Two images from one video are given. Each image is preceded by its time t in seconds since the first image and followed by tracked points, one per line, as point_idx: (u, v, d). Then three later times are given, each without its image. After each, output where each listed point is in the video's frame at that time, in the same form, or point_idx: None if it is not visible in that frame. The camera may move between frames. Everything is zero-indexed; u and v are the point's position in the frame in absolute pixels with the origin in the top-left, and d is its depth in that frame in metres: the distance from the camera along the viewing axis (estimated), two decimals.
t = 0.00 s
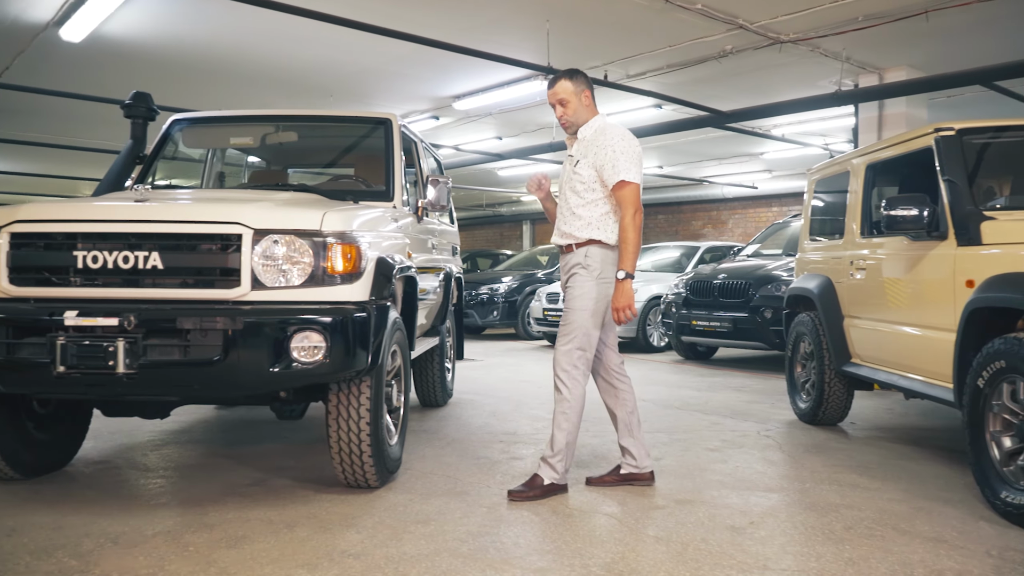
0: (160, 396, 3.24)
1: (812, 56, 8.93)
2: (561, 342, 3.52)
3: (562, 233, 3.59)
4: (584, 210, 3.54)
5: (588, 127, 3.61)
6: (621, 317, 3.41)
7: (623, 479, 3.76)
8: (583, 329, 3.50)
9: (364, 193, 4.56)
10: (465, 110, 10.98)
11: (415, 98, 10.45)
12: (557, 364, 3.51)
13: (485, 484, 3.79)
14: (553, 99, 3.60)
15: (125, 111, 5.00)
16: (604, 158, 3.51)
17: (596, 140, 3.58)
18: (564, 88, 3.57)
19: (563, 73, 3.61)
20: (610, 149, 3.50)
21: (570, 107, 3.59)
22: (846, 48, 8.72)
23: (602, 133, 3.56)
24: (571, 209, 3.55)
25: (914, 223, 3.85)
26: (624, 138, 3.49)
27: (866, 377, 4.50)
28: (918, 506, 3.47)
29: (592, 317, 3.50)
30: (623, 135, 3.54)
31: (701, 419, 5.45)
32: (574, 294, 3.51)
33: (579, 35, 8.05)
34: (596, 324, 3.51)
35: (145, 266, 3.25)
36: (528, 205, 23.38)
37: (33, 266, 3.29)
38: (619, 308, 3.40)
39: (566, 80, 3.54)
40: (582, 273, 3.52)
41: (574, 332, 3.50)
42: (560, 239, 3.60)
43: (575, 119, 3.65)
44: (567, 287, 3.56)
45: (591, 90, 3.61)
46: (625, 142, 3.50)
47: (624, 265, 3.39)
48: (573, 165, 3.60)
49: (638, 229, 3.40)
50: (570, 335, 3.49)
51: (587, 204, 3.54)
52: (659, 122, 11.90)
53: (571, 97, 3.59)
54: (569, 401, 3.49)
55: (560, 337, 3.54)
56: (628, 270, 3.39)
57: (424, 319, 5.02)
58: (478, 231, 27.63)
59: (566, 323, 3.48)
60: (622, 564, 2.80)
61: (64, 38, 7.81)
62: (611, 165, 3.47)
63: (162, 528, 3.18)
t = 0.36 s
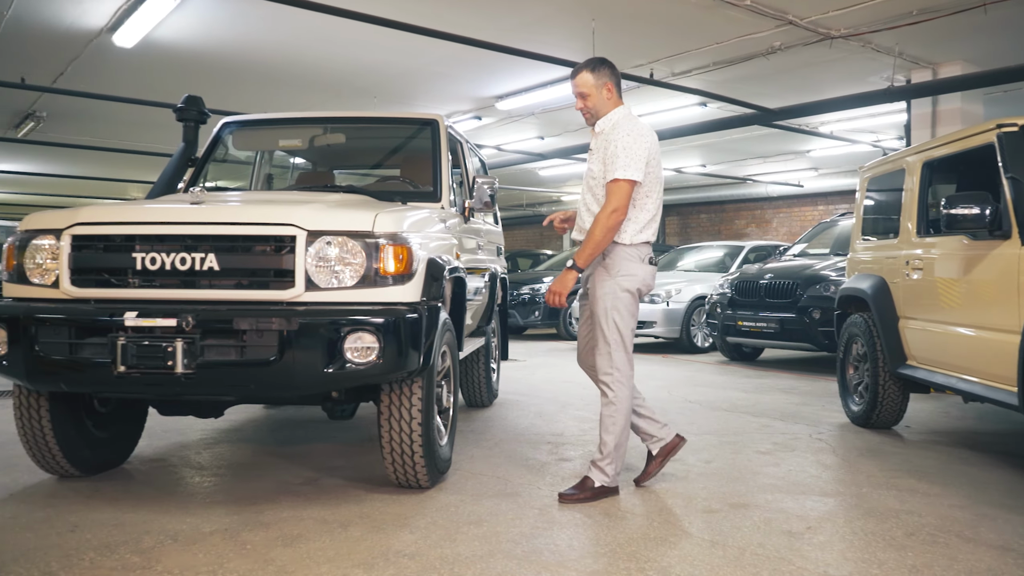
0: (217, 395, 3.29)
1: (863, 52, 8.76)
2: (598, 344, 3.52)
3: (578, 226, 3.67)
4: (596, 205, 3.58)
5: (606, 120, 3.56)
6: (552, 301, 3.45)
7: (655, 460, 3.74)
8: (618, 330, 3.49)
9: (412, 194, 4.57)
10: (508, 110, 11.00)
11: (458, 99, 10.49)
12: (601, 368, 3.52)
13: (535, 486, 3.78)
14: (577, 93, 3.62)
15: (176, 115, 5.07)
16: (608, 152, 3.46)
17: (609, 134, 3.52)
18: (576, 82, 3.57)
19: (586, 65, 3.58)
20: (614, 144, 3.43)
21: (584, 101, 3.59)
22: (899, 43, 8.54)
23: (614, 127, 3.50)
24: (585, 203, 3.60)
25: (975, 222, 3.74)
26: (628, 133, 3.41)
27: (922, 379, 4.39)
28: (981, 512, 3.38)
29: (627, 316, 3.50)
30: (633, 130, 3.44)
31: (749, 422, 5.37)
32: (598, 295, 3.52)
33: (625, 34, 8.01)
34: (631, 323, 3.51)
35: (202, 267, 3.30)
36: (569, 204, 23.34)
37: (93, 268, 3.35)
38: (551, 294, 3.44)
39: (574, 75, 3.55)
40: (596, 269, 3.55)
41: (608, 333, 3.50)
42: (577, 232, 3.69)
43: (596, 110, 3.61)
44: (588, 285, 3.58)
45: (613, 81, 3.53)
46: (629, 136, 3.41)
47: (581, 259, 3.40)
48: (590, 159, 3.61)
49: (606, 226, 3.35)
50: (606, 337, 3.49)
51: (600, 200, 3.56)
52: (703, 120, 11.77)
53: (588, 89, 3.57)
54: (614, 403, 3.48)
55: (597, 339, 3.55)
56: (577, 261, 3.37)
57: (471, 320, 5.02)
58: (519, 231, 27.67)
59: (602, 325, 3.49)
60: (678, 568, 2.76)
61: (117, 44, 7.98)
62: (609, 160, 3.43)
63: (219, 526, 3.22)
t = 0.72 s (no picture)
0: (263, 394, 3.32)
1: (908, 48, 8.61)
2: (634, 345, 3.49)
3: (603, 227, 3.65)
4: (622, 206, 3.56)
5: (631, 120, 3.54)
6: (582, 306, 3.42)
7: (592, 471, 3.85)
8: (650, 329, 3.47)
9: (452, 194, 4.58)
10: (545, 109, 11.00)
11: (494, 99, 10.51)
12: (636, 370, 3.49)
13: (576, 487, 3.77)
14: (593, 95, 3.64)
15: (220, 117, 5.14)
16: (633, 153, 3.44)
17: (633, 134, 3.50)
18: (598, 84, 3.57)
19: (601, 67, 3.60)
20: (640, 145, 3.41)
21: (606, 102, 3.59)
22: (945, 39, 8.37)
23: (638, 128, 3.48)
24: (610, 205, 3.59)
25: None
26: (654, 134, 3.38)
27: (971, 381, 4.29)
28: None
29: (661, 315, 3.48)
30: (659, 131, 3.41)
31: (792, 424, 5.30)
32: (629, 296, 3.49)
33: (665, 32, 7.96)
34: (664, 323, 3.50)
35: (248, 267, 3.33)
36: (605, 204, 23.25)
37: (142, 268, 3.41)
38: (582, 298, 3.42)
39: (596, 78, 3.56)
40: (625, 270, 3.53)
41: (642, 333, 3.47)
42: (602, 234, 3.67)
43: (621, 110, 3.59)
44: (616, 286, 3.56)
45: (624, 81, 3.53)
46: (655, 137, 3.39)
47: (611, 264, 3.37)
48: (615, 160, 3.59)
49: (636, 229, 3.32)
50: (640, 338, 3.46)
51: (626, 201, 3.54)
52: (741, 119, 11.66)
53: (613, 89, 3.56)
54: (655, 403, 3.45)
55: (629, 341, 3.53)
56: (609, 268, 3.35)
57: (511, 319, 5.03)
58: (554, 231, 27.64)
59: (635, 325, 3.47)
60: (725, 571, 2.73)
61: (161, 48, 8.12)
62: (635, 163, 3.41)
63: (264, 524, 3.25)
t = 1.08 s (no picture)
0: (304, 393, 3.35)
1: (950, 44, 8.45)
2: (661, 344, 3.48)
3: (624, 229, 3.56)
4: (646, 205, 3.50)
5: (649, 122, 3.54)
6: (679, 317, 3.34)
7: (608, 476, 3.78)
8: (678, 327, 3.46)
9: (488, 194, 4.58)
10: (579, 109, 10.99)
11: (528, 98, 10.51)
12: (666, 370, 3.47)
13: (613, 488, 3.74)
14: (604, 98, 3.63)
15: (259, 118, 5.20)
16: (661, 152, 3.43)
17: (655, 135, 3.50)
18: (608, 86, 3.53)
19: (611, 71, 3.60)
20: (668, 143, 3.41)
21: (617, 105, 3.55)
22: (989, 34, 8.20)
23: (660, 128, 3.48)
24: (632, 205, 3.52)
25: None
26: (680, 130, 3.40)
27: (1017, 383, 4.20)
28: None
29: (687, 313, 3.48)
30: (682, 128, 3.44)
31: (832, 425, 5.23)
32: (656, 295, 3.47)
33: (702, 29, 7.89)
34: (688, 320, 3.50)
35: (289, 266, 3.37)
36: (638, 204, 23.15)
37: (184, 267, 3.46)
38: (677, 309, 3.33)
39: (607, 82, 3.51)
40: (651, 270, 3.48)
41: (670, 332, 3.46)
42: (621, 235, 3.57)
43: (636, 112, 3.59)
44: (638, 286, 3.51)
45: (634, 84, 3.54)
46: (682, 134, 3.41)
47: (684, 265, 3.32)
48: (634, 161, 3.56)
49: (690, 227, 3.30)
50: (669, 336, 3.45)
51: (650, 200, 3.50)
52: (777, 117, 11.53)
53: (628, 91, 3.56)
54: (689, 402, 3.44)
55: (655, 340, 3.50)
56: (684, 269, 3.31)
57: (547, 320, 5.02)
58: (586, 231, 27.58)
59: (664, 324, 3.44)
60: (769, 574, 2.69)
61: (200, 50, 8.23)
62: (665, 161, 3.40)
63: (304, 521, 3.27)
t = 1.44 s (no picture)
0: (343, 391, 3.37)
1: (997, 37, 8.26)
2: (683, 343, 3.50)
3: (652, 227, 3.56)
4: (674, 203, 3.54)
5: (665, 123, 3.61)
6: (669, 286, 3.33)
7: (648, 477, 3.76)
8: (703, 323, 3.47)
9: (525, 193, 4.57)
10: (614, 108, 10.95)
11: (563, 98, 10.49)
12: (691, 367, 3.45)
13: (653, 489, 3.70)
14: (614, 100, 3.56)
15: (298, 119, 5.25)
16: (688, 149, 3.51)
17: (674, 135, 3.58)
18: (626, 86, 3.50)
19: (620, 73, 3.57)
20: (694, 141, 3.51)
21: (634, 105, 3.53)
22: None
23: (680, 128, 3.57)
24: (662, 203, 3.54)
25: None
26: (705, 129, 3.52)
27: None
28: None
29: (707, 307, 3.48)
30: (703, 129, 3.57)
31: (875, 427, 5.13)
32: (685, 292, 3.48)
33: (740, 26, 7.80)
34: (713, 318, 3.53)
35: (328, 265, 3.38)
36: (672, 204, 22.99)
37: (227, 266, 3.50)
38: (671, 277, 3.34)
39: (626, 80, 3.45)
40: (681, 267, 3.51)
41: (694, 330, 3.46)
42: (649, 235, 3.57)
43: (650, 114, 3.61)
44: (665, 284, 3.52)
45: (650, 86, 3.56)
46: (707, 133, 3.53)
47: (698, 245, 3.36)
48: (656, 161, 3.59)
49: (720, 217, 3.40)
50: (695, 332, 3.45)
51: (677, 197, 3.54)
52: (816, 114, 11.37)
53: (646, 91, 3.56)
54: (718, 397, 3.44)
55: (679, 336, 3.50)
56: (698, 245, 3.33)
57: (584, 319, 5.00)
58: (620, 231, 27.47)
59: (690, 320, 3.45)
60: None
61: (240, 53, 8.33)
62: (695, 157, 3.49)
63: (343, 519, 3.28)
